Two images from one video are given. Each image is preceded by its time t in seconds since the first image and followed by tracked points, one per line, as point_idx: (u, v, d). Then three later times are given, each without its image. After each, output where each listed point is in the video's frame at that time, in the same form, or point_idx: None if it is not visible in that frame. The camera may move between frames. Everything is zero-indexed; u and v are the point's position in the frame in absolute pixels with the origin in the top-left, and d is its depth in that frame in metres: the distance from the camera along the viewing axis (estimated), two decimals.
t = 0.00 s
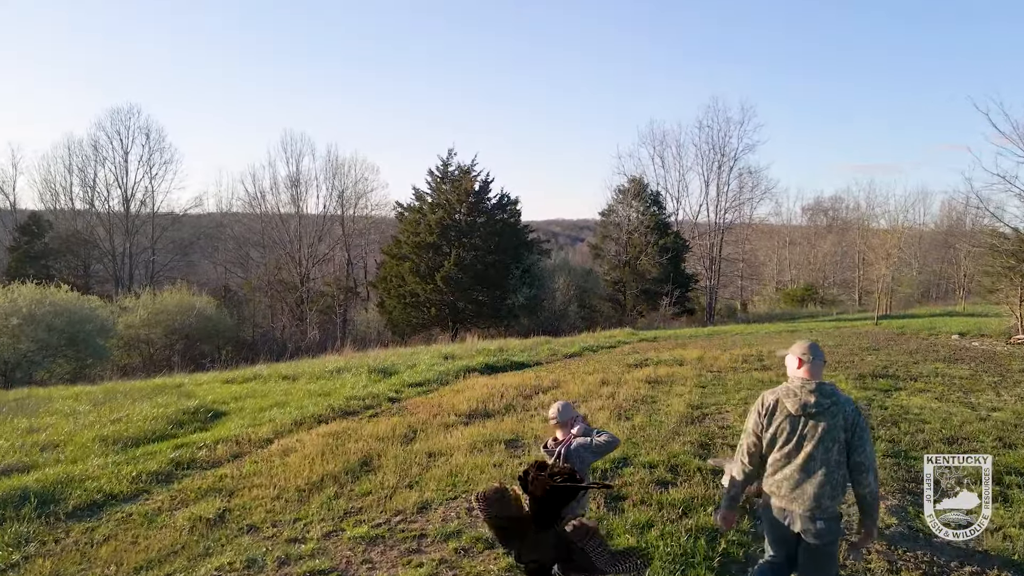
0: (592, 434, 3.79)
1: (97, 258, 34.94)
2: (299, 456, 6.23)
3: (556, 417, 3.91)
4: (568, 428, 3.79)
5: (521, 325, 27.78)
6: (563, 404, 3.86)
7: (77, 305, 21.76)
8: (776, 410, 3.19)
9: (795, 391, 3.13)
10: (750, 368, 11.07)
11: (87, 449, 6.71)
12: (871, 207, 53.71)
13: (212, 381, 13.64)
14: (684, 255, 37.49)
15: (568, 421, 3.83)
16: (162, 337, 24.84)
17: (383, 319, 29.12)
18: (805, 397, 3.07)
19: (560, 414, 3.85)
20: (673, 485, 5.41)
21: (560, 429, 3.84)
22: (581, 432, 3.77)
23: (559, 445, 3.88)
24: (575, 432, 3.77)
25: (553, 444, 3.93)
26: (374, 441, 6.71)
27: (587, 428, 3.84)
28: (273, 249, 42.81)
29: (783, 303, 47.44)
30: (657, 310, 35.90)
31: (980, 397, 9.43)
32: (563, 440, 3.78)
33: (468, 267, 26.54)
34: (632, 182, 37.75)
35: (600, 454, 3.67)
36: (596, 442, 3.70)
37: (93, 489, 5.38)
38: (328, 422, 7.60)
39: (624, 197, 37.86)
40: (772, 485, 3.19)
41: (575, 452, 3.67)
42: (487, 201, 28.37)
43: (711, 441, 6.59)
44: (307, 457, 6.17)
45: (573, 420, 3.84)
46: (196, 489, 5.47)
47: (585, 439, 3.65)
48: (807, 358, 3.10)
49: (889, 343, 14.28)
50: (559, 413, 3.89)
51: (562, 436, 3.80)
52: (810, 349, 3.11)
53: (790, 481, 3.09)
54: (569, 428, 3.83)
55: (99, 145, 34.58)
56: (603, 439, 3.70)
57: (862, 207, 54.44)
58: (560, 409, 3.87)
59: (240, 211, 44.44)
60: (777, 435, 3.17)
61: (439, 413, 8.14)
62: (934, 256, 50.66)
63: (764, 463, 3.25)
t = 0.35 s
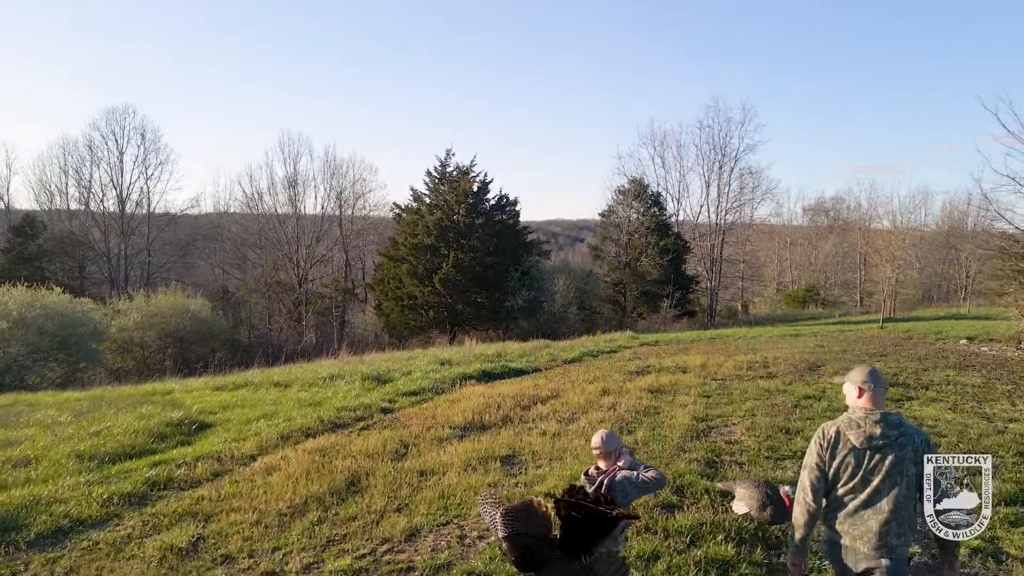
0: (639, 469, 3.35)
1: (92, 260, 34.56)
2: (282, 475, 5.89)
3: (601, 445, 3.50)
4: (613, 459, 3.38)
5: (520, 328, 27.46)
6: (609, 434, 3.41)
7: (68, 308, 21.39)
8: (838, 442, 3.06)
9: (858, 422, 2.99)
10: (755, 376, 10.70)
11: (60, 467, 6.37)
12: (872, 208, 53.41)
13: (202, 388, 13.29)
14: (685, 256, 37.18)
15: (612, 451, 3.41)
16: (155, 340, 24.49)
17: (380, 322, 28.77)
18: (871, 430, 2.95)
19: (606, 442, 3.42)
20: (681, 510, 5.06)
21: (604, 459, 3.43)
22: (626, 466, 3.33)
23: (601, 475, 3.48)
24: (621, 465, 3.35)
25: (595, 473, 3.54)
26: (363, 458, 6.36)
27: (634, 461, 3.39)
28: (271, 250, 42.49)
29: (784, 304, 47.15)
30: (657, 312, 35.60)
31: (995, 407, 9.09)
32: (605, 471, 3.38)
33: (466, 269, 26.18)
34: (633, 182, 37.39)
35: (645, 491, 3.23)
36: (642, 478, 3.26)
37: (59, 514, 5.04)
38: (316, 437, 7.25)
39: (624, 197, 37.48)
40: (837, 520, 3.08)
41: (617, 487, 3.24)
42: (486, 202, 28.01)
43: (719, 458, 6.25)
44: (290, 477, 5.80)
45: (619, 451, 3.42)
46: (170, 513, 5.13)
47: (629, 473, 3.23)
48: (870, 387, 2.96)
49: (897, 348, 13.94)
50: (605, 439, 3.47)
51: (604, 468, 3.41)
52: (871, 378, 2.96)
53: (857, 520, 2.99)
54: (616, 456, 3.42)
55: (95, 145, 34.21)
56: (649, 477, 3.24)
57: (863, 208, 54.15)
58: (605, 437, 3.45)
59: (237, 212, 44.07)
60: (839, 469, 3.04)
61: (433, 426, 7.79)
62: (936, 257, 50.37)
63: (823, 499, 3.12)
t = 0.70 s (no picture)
0: (682, 491, 3.42)
1: (87, 261, 34.19)
2: (264, 496, 5.55)
3: (643, 465, 3.52)
4: (657, 479, 3.42)
5: (520, 330, 27.13)
6: (654, 452, 3.48)
7: (60, 311, 21.03)
8: (895, 469, 3.11)
9: (913, 445, 3.02)
10: (760, 383, 10.34)
11: (29, 486, 6.01)
12: (874, 208, 53.09)
13: (192, 395, 12.94)
14: (686, 257, 36.87)
15: (656, 472, 3.46)
16: (149, 343, 24.13)
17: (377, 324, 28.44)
18: (922, 450, 2.96)
19: (649, 460, 3.50)
20: (687, 536, 4.71)
21: (646, 479, 3.47)
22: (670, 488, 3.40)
23: (642, 496, 3.50)
24: (665, 486, 3.39)
25: (634, 493, 3.56)
26: (351, 476, 6.03)
27: (677, 485, 3.45)
28: (269, 251, 42.18)
29: (785, 305, 46.82)
30: (658, 313, 35.29)
31: (1012, 417, 8.74)
32: (646, 491, 3.43)
33: (464, 271, 25.82)
34: (633, 182, 37.06)
35: (689, 516, 3.27)
36: (686, 502, 3.30)
37: (20, 542, 4.69)
38: (302, 452, 6.91)
39: (624, 198, 37.12)
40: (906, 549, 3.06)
41: (661, 507, 3.27)
42: (485, 203, 27.73)
43: (726, 478, 5.90)
44: (270, 500, 5.46)
45: (662, 473, 3.47)
46: (140, 540, 4.78)
47: (675, 493, 3.25)
48: (927, 409, 2.96)
49: (905, 353, 13.60)
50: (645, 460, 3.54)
51: (648, 487, 3.42)
52: (928, 397, 2.97)
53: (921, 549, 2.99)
54: (657, 476, 3.46)
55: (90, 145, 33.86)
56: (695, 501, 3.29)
57: (864, 209, 53.81)
58: (650, 457, 3.51)
59: (234, 212, 43.73)
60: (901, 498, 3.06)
61: (426, 440, 7.46)
62: (938, 258, 50.04)
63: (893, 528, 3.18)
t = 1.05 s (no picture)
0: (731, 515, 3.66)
1: (81, 263, 33.82)
2: (243, 519, 5.20)
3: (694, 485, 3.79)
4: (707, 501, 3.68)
5: (518, 333, 26.81)
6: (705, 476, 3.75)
7: (51, 313, 20.66)
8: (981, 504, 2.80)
9: (1001, 479, 2.72)
10: (765, 392, 9.99)
11: None
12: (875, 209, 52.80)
13: (181, 403, 12.59)
14: (687, 259, 36.56)
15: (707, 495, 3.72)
16: (143, 346, 23.78)
17: (374, 327, 28.12)
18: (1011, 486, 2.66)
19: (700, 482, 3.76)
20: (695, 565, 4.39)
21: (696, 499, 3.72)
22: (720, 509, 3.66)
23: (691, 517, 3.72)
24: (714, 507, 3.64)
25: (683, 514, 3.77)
26: (337, 497, 5.68)
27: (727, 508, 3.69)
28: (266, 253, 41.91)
29: (787, 307, 46.53)
30: (659, 315, 34.93)
31: None
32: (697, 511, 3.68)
33: (462, 273, 25.47)
34: (633, 183, 36.73)
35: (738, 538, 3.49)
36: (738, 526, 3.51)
37: None
38: (287, 469, 6.55)
39: (624, 199, 36.78)
40: None
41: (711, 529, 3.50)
42: (483, 204, 27.44)
43: (735, 500, 5.55)
44: (249, 524, 5.10)
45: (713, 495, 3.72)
46: (107, 571, 4.43)
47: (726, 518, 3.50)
48: None
49: (914, 359, 13.25)
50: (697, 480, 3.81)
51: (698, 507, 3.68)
52: None
53: None
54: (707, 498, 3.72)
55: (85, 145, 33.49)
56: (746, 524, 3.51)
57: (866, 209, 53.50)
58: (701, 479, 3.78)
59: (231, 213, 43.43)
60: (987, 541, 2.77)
61: (418, 455, 7.11)
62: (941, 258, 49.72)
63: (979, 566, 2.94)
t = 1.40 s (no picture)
0: (788, 544, 3.84)
1: (75, 264, 33.42)
2: (218, 545, 4.87)
3: (747, 515, 4.02)
4: (762, 530, 3.91)
5: (518, 336, 26.47)
6: (755, 504, 3.95)
7: (42, 316, 20.28)
8: None
9: None
10: (771, 400, 9.64)
11: None
12: (876, 209, 52.57)
13: (169, 410, 12.25)
14: (688, 260, 36.28)
15: (759, 524, 3.94)
16: (136, 349, 23.41)
17: (371, 329, 27.75)
18: None
19: (751, 510, 3.98)
20: None
21: (750, 529, 3.97)
22: (774, 537, 3.86)
23: (749, 546, 3.97)
24: (770, 537, 3.87)
25: (740, 543, 4.04)
26: (321, 520, 5.34)
27: (781, 536, 3.88)
28: (263, 254, 41.60)
29: (788, 308, 46.27)
30: (659, 317, 34.61)
31: None
32: (753, 539, 3.93)
33: (460, 275, 25.13)
34: (633, 183, 36.40)
35: (797, 568, 3.66)
36: (794, 555, 3.70)
37: None
38: (270, 488, 6.21)
39: (624, 199, 36.46)
40: None
41: (770, 559, 3.70)
42: (482, 204, 27.12)
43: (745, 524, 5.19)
44: (223, 551, 4.76)
45: (766, 525, 3.94)
46: None
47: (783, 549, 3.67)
48: None
49: (923, 365, 12.90)
50: (750, 509, 4.05)
51: (753, 537, 3.93)
52: None
53: None
54: (761, 527, 3.95)
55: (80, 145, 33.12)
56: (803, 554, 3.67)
57: (867, 210, 53.21)
58: (752, 508, 3.99)
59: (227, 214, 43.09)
60: None
61: (409, 471, 6.76)
62: (943, 259, 49.45)
63: None
